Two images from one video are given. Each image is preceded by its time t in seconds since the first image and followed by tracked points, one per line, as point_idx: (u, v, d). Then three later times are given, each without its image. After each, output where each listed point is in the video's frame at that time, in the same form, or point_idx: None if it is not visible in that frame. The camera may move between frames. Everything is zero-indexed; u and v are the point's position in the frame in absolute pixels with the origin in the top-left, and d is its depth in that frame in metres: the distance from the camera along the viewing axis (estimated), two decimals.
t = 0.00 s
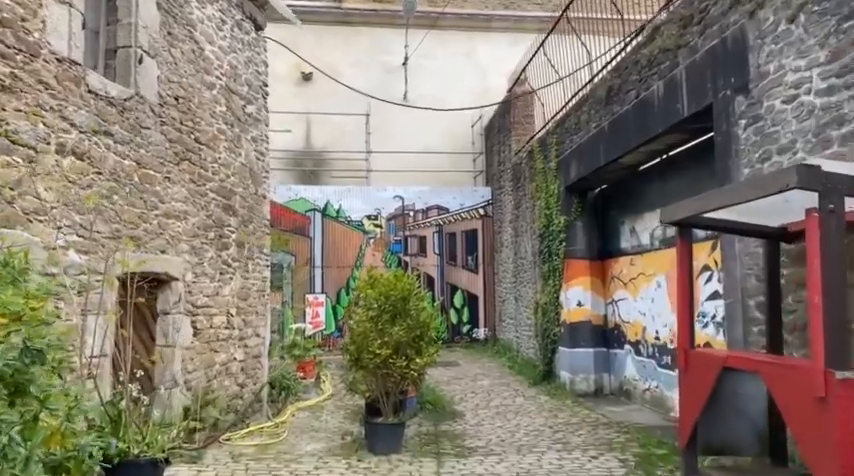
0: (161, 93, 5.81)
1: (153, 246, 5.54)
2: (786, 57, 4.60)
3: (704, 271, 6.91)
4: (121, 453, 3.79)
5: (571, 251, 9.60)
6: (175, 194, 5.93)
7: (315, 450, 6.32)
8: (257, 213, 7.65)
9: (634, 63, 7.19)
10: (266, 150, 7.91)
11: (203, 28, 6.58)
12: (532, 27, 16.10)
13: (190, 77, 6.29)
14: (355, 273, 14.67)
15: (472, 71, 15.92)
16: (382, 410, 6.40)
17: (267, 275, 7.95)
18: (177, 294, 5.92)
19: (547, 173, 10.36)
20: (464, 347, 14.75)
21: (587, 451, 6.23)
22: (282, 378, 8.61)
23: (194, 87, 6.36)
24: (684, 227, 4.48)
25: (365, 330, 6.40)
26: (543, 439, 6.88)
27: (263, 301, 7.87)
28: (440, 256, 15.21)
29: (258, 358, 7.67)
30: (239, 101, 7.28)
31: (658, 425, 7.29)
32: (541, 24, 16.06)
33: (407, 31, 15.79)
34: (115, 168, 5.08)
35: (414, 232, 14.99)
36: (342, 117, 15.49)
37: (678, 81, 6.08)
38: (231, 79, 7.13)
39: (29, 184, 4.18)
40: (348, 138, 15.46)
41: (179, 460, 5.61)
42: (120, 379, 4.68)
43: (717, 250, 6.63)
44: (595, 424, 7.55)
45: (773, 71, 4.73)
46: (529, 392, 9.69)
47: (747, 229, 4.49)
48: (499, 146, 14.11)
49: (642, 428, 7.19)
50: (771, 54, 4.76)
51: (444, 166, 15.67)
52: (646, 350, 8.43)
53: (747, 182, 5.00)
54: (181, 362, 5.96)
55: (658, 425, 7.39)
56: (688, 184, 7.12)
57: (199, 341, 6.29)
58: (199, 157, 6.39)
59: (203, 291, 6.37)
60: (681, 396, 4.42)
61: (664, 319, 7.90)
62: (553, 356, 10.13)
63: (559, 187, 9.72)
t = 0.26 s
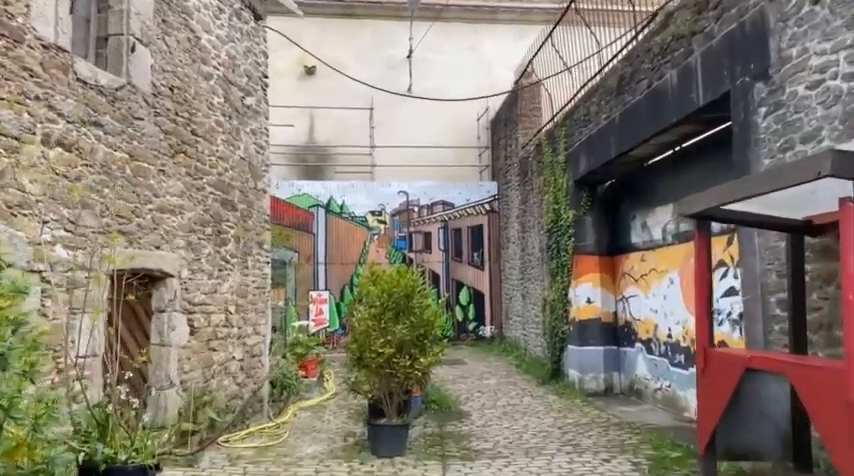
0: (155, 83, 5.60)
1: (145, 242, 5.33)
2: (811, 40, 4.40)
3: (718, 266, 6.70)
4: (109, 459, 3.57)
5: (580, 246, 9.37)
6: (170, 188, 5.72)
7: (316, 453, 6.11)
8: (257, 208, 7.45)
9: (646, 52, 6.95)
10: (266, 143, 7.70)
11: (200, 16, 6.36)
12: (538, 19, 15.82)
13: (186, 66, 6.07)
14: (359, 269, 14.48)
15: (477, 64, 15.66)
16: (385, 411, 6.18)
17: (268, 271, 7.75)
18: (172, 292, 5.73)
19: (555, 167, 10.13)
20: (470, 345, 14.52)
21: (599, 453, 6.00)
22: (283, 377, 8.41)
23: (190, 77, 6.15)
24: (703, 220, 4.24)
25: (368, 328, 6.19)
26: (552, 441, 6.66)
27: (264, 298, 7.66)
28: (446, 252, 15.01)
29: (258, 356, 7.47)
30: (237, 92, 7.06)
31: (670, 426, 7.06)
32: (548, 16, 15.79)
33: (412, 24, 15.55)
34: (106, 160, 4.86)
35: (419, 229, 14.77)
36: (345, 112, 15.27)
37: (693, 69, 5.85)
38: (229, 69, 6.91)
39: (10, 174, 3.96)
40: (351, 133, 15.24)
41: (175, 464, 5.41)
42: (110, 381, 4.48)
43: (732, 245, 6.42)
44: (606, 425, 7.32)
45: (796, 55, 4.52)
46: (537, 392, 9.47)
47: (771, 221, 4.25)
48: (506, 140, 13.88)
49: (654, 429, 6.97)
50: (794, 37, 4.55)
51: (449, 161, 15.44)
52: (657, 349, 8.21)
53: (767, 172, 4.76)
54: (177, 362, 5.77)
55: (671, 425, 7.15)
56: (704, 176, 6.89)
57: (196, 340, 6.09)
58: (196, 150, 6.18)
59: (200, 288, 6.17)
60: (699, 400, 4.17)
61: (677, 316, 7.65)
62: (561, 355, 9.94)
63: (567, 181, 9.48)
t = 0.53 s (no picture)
0: (147, 68, 5.37)
1: (137, 233, 5.11)
2: (839, 15, 4.15)
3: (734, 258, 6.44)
4: (94, 462, 3.37)
5: (589, 238, 9.12)
6: (164, 178, 5.50)
7: (318, 452, 5.90)
8: (256, 199, 7.22)
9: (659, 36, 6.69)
10: (266, 133, 7.47)
11: None
12: (545, 8, 15.53)
13: (181, 51, 5.85)
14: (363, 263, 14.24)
15: (483, 54, 15.39)
16: (388, 408, 5.95)
17: (268, 264, 7.53)
18: (167, 285, 5.52)
19: (563, 158, 9.88)
20: (476, 340, 14.29)
21: (611, 452, 5.77)
22: (285, 373, 8.18)
23: (185, 63, 5.92)
24: (724, 208, 3.97)
25: (369, 323, 5.96)
26: (561, 439, 6.43)
27: (265, 292, 7.44)
28: (451, 245, 14.76)
29: (259, 352, 7.25)
30: (235, 80, 6.83)
31: (684, 423, 6.82)
32: (554, 5, 15.50)
33: (416, 13, 15.28)
34: (95, 147, 4.65)
35: (424, 222, 14.54)
36: (349, 103, 15.03)
37: (709, 51, 5.59)
38: (226, 55, 6.68)
39: None
40: (355, 125, 15.01)
41: (170, 464, 5.20)
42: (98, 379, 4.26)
43: (749, 235, 6.19)
44: (617, 422, 7.10)
45: (823, 32, 4.27)
46: (545, 388, 9.24)
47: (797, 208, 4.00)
48: (512, 132, 13.63)
49: (667, 426, 6.73)
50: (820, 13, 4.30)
51: (454, 152, 15.18)
52: (669, 343, 7.97)
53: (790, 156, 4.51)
54: (172, 358, 5.55)
55: (685, 422, 6.91)
56: (721, 164, 6.64)
57: (192, 335, 5.87)
58: (191, 138, 5.96)
59: (195, 281, 5.95)
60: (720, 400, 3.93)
61: (690, 310, 7.40)
62: (570, 350, 9.72)
63: (576, 172, 9.23)
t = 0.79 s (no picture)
0: (136, 51, 5.13)
1: (125, 224, 4.89)
2: None
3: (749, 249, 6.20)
4: (71, 467, 3.18)
5: (596, 229, 8.87)
6: (154, 166, 5.27)
7: (316, 450, 5.68)
8: (252, 190, 6.98)
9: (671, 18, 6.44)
10: (262, 121, 7.22)
11: None
12: None
13: (172, 34, 5.60)
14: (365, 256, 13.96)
15: (486, 43, 15.09)
16: (390, 405, 5.72)
17: (265, 257, 7.29)
18: (158, 278, 5.29)
19: (570, 147, 9.62)
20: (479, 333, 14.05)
21: (621, 451, 5.54)
22: (284, 368, 7.91)
23: (177, 46, 5.68)
24: (746, 194, 3.75)
25: (369, 317, 5.71)
26: (569, 436, 6.19)
27: (262, 285, 7.21)
28: (454, 238, 14.51)
29: (256, 347, 7.03)
30: (230, 65, 6.59)
31: (695, 420, 6.58)
32: None
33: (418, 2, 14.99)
34: (78, 133, 4.41)
35: (427, 214, 14.28)
36: (350, 93, 14.77)
37: (725, 31, 5.34)
38: (221, 40, 6.43)
39: None
40: (356, 116, 14.75)
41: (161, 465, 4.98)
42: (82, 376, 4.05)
43: (765, 225, 5.93)
44: (626, 419, 6.87)
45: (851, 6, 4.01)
46: (551, 382, 9.01)
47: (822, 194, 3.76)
48: (516, 122, 13.38)
49: (677, 423, 6.49)
50: None
51: (457, 143, 14.91)
52: (679, 337, 7.73)
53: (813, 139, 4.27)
54: (163, 354, 5.32)
55: (696, 419, 6.68)
56: (735, 151, 6.39)
57: (184, 330, 5.64)
58: (183, 125, 5.72)
59: (188, 274, 5.72)
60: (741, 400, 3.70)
61: (701, 303, 7.16)
62: (576, 344, 9.49)
63: (582, 161, 8.98)
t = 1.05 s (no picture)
0: (124, 33, 4.92)
1: (113, 213, 4.69)
2: None
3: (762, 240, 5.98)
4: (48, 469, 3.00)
5: (602, 220, 8.64)
6: (143, 154, 5.07)
7: (314, 448, 5.49)
8: (247, 179, 6.78)
9: None
10: (258, 108, 7.01)
11: None
12: None
13: (162, 16, 5.39)
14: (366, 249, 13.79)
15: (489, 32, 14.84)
16: (390, 402, 5.52)
17: (262, 248, 7.08)
18: (148, 270, 5.10)
19: (575, 136, 9.40)
20: (481, 326, 13.85)
21: (630, 448, 5.34)
22: (282, 364, 7.67)
23: (168, 29, 5.47)
24: (767, 179, 3.49)
25: (369, 310, 5.51)
26: (575, 433, 5.99)
27: (259, 278, 7.01)
28: (456, 230, 14.28)
29: (253, 341, 6.83)
30: (224, 50, 6.37)
31: (705, 416, 6.39)
32: None
33: None
34: (61, 117, 4.21)
35: (429, 206, 14.06)
36: (350, 83, 14.54)
37: (739, 12, 5.11)
38: (214, 23, 6.21)
39: None
40: (356, 106, 14.52)
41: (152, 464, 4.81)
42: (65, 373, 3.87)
43: (779, 215, 5.73)
44: (633, 415, 6.67)
45: None
46: (555, 377, 8.81)
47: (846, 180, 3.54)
48: (519, 112, 13.15)
49: (687, 419, 6.30)
50: None
51: (458, 134, 14.67)
52: (687, 331, 7.52)
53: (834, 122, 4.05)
54: (154, 349, 5.14)
55: (706, 415, 6.48)
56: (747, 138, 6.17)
57: (177, 323, 5.45)
58: (175, 111, 5.52)
59: (181, 266, 5.53)
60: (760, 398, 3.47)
61: (711, 295, 6.94)
62: (580, 338, 9.29)
63: (588, 150, 8.75)
